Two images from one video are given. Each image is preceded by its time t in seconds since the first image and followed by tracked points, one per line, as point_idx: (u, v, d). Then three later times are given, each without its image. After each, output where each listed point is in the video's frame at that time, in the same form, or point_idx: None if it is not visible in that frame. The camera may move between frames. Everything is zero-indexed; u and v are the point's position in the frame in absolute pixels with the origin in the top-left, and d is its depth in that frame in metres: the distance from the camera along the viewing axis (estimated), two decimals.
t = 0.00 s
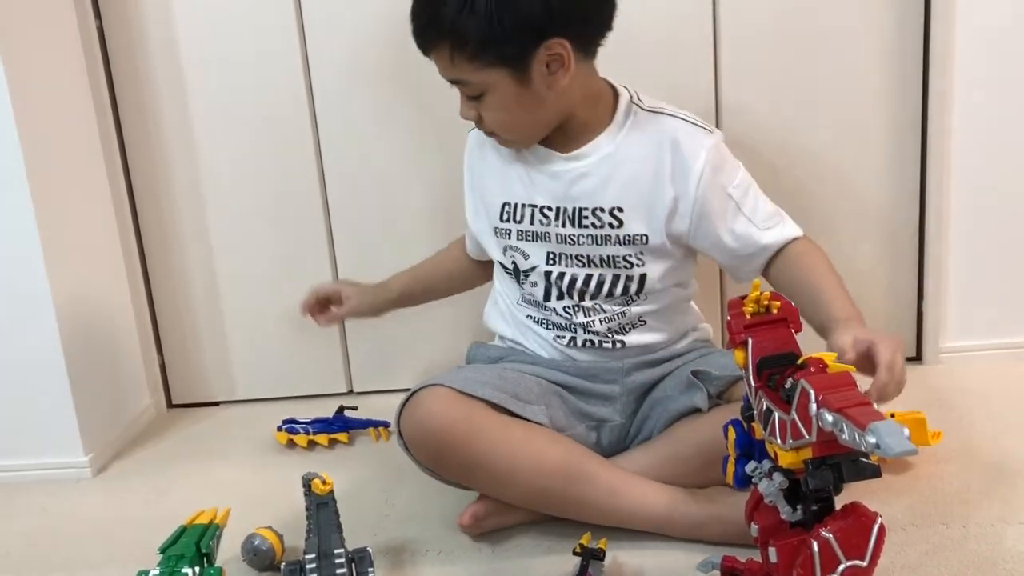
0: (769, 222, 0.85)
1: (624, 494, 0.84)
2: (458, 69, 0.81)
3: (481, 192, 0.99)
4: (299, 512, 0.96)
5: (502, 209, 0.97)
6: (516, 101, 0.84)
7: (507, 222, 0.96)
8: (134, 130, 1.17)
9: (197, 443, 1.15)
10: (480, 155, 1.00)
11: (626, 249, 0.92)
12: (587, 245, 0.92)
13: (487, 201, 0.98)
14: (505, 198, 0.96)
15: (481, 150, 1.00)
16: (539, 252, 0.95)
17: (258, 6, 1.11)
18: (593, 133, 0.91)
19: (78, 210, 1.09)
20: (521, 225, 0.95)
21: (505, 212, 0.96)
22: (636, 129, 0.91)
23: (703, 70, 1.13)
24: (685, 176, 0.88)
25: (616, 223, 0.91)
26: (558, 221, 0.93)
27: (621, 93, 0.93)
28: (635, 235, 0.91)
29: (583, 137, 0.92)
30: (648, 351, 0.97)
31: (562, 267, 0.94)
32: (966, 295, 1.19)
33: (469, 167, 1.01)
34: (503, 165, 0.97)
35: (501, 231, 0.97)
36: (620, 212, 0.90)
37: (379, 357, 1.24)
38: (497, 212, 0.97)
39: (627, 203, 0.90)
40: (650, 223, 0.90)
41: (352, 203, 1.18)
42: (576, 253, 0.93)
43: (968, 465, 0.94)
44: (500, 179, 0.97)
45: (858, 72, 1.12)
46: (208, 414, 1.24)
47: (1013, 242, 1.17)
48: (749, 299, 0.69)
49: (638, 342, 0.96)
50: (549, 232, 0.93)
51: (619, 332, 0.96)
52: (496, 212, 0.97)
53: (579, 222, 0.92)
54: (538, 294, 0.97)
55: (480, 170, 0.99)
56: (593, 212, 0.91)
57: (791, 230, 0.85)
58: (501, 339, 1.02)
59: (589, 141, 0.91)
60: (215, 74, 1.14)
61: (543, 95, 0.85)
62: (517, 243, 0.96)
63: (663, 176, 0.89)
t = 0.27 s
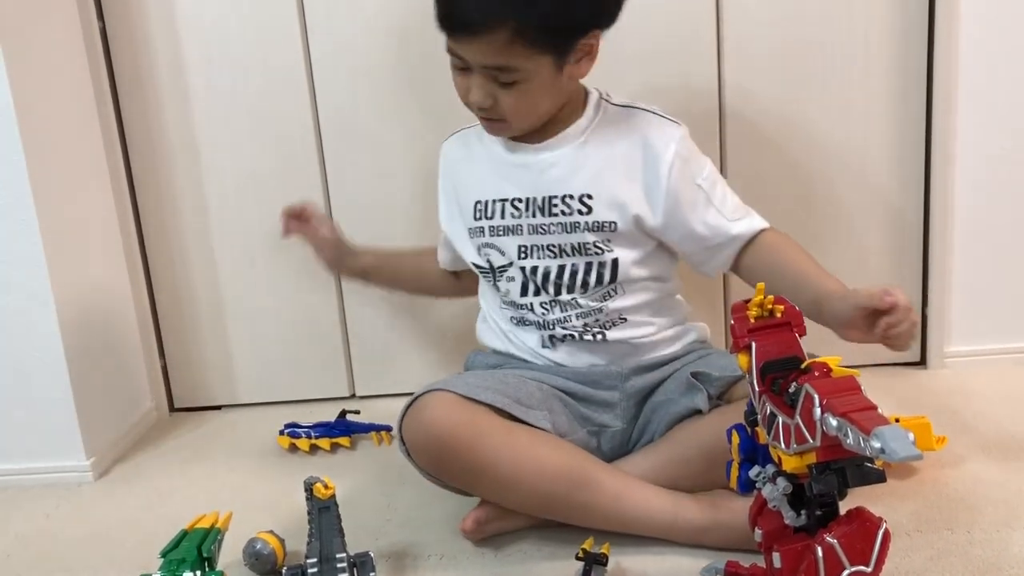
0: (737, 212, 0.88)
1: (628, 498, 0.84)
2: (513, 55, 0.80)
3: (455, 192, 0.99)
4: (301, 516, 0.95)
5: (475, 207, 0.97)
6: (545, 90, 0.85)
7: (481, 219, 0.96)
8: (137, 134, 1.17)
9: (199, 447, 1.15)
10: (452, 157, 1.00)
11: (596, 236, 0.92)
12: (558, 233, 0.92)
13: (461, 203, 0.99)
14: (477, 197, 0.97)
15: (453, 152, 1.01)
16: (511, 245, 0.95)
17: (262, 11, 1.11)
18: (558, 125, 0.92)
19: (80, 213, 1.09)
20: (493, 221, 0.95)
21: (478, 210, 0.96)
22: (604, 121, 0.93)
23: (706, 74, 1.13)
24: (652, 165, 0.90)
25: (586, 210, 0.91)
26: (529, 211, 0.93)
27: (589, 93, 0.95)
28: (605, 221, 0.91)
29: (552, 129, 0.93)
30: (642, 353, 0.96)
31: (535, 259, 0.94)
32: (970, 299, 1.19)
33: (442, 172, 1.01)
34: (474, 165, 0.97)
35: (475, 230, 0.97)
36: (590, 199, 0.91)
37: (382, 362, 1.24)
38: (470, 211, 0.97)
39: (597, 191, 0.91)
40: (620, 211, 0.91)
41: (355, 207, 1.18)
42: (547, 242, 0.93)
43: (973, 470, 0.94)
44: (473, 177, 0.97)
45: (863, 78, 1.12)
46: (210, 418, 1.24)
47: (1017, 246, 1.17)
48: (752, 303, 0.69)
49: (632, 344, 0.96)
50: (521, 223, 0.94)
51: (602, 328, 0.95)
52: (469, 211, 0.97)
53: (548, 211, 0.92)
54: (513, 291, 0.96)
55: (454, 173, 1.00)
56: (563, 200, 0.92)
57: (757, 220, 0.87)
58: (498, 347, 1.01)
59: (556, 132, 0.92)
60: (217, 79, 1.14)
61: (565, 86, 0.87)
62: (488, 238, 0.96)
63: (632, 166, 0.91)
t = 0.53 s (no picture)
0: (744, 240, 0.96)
1: (628, 506, 0.84)
2: (551, 73, 0.77)
3: (478, 197, 1.00)
4: (305, 520, 0.96)
5: (507, 216, 0.98)
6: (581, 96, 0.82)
7: (513, 228, 0.98)
8: (141, 138, 1.17)
9: (202, 451, 1.15)
10: (478, 167, 1.01)
11: (638, 249, 0.95)
12: (600, 244, 0.95)
13: (488, 211, 1.00)
14: (510, 206, 0.98)
15: (476, 162, 1.02)
16: (547, 254, 0.97)
17: (267, 17, 1.12)
18: (600, 138, 0.96)
19: (85, 216, 1.10)
20: (528, 231, 0.97)
21: (511, 220, 0.98)
22: (642, 137, 0.96)
23: (709, 80, 1.13)
24: (683, 186, 0.95)
25: (628, 222, 0.95)
26: (570, 222, 0.96)
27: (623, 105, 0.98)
28: (646, 235, 0.95)
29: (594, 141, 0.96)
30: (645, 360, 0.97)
31: (571, 269, 0.96)
32: (972, 305, 1.19)
33: (462, 181, 1.02)
34: (506, 175, 0.99)
35: (505, 239, 0.98)
36: (632, 212, 0.95)
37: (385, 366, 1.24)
38: (501, 219, 0.98)
39: (637, 205, 0.95)
40: (658, 226, 0.95)
41: (359, 212, 1.18)
42: (587, 253, 0.96)
43: (974, 476, 0.94)
44: (504, 184, 0.99)
45: (865, 85, 1.13)
46: (213, 422, 1.24)
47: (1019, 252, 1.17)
48: (755, 309, 0.69)
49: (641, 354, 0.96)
50: (558, 233, 0.96)
51: (618, 338, 0.96)
52: (500, 220, 0.98)
53: (592, 221, 0.95)
54: (541, 299, 0.98)
55: (479, 182, 1.01)
56: (603, 212, 0.95)
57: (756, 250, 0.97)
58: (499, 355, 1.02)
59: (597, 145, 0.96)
60: (222, 84, 1.15)
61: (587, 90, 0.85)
62: (520, 247, 0.98)
63: (663, 185, 0.95)
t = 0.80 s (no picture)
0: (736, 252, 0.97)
1: (632, 508, 0.84)
2: (613, 91, 0.78)
3: (474, 205, 1.00)
4: (307, 523, 0.96)
5: (502, 223, 0.98)
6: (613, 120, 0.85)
7: (509, 234, 0.97)
8: (145, 141, 1.18)
9: (204, 454, 1.15)
10: (473, 171, 1.01)
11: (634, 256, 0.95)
12: (596, 251, 0.95)
13: (482, 217, 0.99)
14: (505, 213, 0.98)
15: (473, 165, 1.01)
16: (545, 261, 0.96)
17: (272, 22, 1.12)
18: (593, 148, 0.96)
19: (89, 220, 1.10)
20: (523, 238, 0.97)
21: (506, 227, 0.97)
22: (636, 147, 0.97)
23: (711, 85, 1.13)
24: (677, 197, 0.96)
25: (624, 230, 0.95)
26: (565, 230, 0.95)
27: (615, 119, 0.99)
28: (641, 242, 0.95)
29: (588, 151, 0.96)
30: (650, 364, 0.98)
31: (567, 276, 0.96)
32: (973, 311, 1.19)
33: (458, 185, 1.02)
34: (500, 180, 0.99)
35: (500, 245, 0.98)
36: (627, 221, 0.95)
37: (387, 370, 1.25)
38: (496, 226, 0.98)
39: (632, 214, 0.95)
40: (652, 234, 0.95)
41: (362, 216, 1.19)
42: (584, 260, 0.95)
43: (976, 481, 0.94)
44: (499, 193, 0.98)
45: (868, 91, 1.13)
46: (215, 425, 1.25)
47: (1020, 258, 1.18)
48: (757, 314, 0.70)
49: (643, 357, 0.97)
50: (553, 241, 0.95)
51: (621, 339, 0.97)
52: (495, 226, 0.98)
53: (587, 229, 0.95)
54: (539, 305, 0.98)
55: (474, 187, 1.00)
56: (599, 220, 0.95)
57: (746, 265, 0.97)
58: (504, 354, 1.02)
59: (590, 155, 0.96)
60: (226, 88, 1.15)
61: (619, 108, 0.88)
62: (514, 254, 0.97)
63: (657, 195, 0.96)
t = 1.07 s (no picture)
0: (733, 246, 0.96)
1: (633, 509, 0.84)
2: (607, 102, 0.78)
3: (472, 212, 0.99)
4: (309, 527, 0.96)
5: (503, 230, 0.97)
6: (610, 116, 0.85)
7: (509, 242, 0.97)
8: (149, 145, 1.18)
9: (206, 457, 1.16)
10: (469, 177, 1.00)
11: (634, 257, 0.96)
12: (597, 255, 0.95)
13: (481, 225, 0.99)
14: (505, 220, 0.97)
15: (469, 172, 1.01)
16: (547, 266, 0.97)
17: (276, 27, 1.13)
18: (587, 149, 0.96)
19: (93, 223, 1.10)
20: (524, 244, 0.97)
21: (506, 234, 0.97)
22: (629, 148, 0.97)
23: (713, 91, 1.14)
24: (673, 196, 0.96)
25: (623, 232, 0.95)
26: (566, 235, 0.96)
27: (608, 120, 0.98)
28: (640, 242, 0.95)
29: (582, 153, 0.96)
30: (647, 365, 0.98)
31: (569, 280, 0.96)
32: (975, 316, 1.19)
33: (455, 192, 1.01)
34: (497, 187, 0.98)
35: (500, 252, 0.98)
36: (626, 221, 0.95)
37: (390, 374, 1.25)
38: (496, 233, 0.98)
39: (630, 215, 0.95)
40: (651, 234, 0.95)
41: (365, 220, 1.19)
42: (586, 263, 0.96)
43: (977, 486, 0.94)
44: (498, 199, 0.98)
45: (869, 97, 1.13)
46: (218, 428, 1.25)
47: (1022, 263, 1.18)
48: (759, 319, 0.70)
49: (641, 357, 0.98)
50: (555, 247, 0.96)
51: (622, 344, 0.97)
52: (494, 233, 0.98)
53: (587, 233, 0.95)
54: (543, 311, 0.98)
55: (471, 195, 1.00)
56: (599, 223, 0.95)
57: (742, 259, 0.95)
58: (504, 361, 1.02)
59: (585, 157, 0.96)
60: (230, 93, 1.16)
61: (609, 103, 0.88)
62: (517, 261, 0.97)
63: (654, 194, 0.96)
